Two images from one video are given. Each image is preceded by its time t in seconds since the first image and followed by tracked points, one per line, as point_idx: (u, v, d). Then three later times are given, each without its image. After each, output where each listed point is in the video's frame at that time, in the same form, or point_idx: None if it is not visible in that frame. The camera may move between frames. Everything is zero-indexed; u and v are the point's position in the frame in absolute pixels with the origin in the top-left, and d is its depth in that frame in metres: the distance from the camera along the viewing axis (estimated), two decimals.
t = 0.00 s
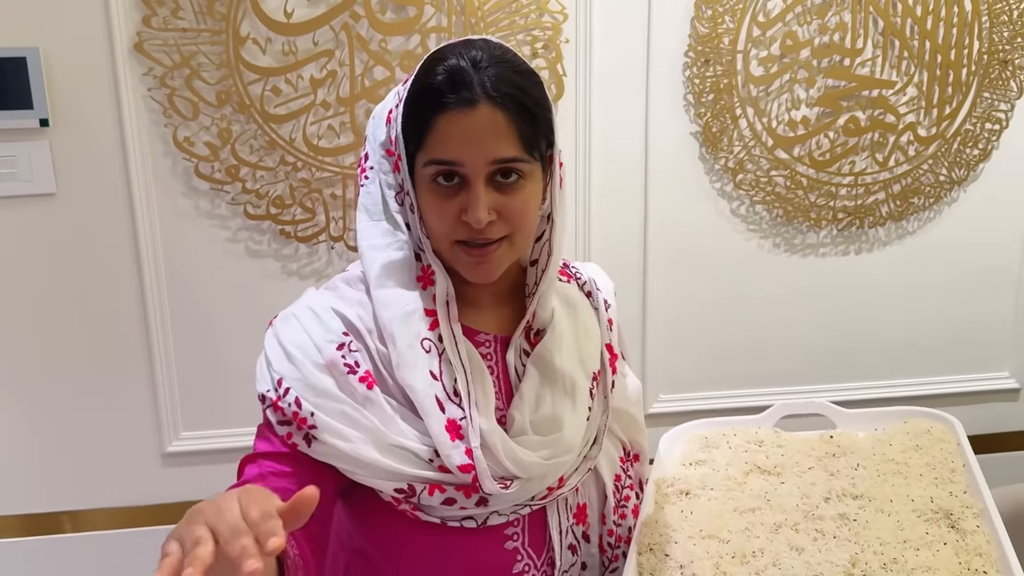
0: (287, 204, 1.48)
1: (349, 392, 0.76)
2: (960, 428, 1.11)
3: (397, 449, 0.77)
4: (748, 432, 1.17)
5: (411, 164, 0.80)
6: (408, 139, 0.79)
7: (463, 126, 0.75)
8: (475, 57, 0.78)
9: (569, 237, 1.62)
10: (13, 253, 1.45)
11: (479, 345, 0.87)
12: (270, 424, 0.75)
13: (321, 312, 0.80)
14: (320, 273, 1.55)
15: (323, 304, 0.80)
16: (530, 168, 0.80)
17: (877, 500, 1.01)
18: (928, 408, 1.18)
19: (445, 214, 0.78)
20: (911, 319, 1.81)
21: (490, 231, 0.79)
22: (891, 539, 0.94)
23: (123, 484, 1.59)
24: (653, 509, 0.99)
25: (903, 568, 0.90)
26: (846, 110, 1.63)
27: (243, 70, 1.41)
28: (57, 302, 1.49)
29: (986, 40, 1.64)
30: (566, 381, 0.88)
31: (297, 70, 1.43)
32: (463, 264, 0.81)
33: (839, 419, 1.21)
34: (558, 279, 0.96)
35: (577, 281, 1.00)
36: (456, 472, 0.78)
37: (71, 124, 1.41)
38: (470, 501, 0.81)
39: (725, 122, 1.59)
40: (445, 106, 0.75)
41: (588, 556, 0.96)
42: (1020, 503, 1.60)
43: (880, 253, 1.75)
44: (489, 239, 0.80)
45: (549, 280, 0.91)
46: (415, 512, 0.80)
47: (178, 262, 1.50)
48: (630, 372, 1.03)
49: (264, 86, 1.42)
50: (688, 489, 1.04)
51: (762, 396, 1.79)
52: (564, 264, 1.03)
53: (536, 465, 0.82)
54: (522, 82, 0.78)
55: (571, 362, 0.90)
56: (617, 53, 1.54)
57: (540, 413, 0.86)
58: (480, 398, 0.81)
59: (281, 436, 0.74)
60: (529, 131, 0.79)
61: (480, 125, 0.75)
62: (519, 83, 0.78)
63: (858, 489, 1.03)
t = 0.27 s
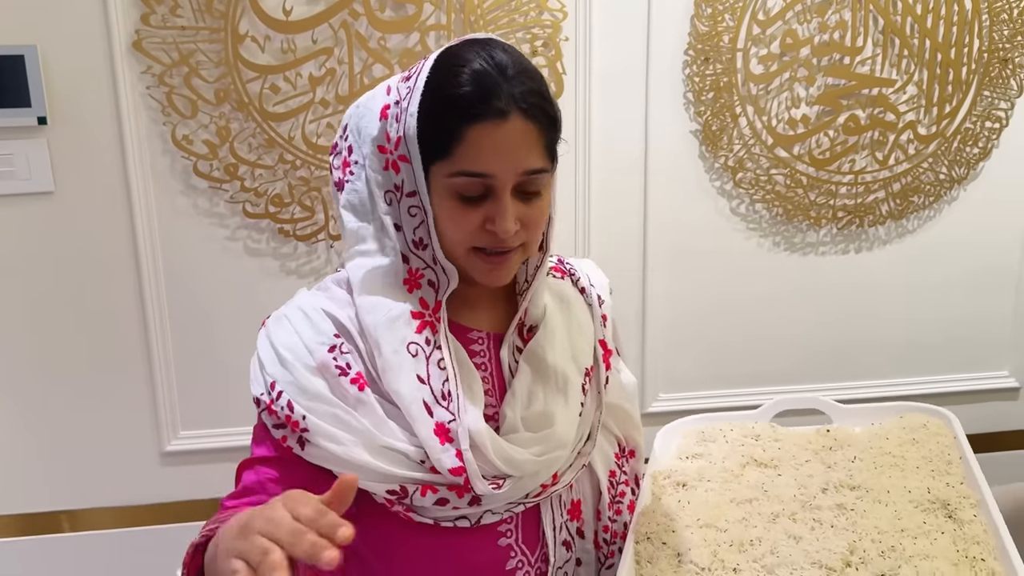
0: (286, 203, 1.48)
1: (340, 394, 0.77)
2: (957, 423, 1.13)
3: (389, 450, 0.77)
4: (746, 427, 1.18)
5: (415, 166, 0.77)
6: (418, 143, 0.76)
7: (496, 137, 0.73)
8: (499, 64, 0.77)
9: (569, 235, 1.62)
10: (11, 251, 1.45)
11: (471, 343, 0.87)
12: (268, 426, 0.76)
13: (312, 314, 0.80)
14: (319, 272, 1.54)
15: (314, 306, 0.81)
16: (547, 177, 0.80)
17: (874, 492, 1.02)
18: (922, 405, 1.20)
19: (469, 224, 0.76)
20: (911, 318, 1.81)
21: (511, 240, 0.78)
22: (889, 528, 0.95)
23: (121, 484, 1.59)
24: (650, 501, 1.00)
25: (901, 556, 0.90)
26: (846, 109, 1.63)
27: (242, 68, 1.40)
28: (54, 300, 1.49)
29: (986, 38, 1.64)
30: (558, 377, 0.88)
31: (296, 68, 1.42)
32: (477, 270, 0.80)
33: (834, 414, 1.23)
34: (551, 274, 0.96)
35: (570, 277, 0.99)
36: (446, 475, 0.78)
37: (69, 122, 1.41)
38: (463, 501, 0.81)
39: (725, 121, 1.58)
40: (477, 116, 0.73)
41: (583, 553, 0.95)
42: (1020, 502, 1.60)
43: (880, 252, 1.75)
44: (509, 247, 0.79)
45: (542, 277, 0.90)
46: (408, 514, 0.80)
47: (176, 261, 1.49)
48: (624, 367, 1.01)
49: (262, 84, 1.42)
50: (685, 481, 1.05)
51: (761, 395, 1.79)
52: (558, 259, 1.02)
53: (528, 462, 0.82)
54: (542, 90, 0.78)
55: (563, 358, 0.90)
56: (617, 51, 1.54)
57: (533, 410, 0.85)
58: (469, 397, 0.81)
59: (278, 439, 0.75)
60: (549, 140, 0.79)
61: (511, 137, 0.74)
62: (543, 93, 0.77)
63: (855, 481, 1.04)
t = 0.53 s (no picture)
0: (285, 204, 1.48)
1: (336, 404, 0.76)
2: (929, 410, 1.14)
3: (387, 458, 0.76)
4: (725, 419, 1.18)
5: (413, 176, 0.77)
6: (418, 154, 0.76)
7: (501, 152, 0.74)
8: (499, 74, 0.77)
9: (568, 236, 1.62)
10: (11, 251, 1.45)
11: (462, 344, 0.87)
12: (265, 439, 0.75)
13: (304, 323, 0.79)
14: (318, 273, 1.55)
15: (304, 315, 0.80)
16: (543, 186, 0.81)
17: (855, 474, 1.04)
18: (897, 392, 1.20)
19: (471, 236, 0.77)
20: (909, 319, 1.81)
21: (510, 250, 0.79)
22: (872, 508, 0.98)
23: (121, 484, 1.59)
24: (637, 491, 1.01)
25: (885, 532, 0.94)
26: (844, 110, 1.63)
27: (241, 69, 1.41)
28: (53, 301, 1.49)
29: (984, 40, 1.64)
30: (549, 374, 0.89)
31: (295, 69, 1.43)
32: (473, 279, 0.81)
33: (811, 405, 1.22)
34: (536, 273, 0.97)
35: (554, 276, 1.00)
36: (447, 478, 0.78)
37: (68, 123, 1.41)
38: (465, 501, 0.80)
39: (723, 122, 1.59)
40: (483, 131, 0.73)
41: (577, 546, 0.96)
42: (1018, 503, 1.60)
43: (878, 252, 1.75)
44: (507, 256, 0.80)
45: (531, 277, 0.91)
46: (409, 519, 0.80)
47: (175, 261, 1.50)
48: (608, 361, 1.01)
49: (262, 85, 1.42)
50: (671, 470, 1.05)
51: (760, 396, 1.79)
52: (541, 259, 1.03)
53: (525, 459, 0.82)
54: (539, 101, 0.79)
55: (553, 355, 0.91)
56: (616, 53, 1.54)
57: (526, 409, 0.86)
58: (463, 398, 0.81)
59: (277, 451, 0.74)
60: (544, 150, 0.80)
61: (516, 151, 0.75)
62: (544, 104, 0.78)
63: (836, 464, 1.06)
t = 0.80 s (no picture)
0: (285, 204, 1.48)
1: (351, 400, 0.77)
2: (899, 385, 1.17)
3: (403, 455, 0.77)
4: (701, 398, 1.18)
5: (385, 170, 0.78)
6: (386, 145, 0.76)
7: (462, 137, 0.74)
8: (466, 63, 0.77)
9: (567, 236, 1.62)
10: (11, 251, 1.45)
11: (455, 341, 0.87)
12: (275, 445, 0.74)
13: (306, 325, 0.79)
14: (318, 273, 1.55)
15: (305, 317, 0.80)
16: (517, 173, 0.81)
17: (837, 454, 1.05)
18: (863, 366, 1.22)
19: (440, 223, 0.77)
20: (908, 319, 1.81)
21: (482, 238, 0.80)
22: (859, 489, 1.00)
23: (121, 484, 1.59)
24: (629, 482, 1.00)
25: (874, 515, 0.96)
26: (843, 110, 1.63)
27: (241, 69, 1.41)
28: (54, 301, 1.49)
29: (983, 40, 1.64)
30: (549, 369, 0.90)
31: (295, 69, 1.43)
32: (449, 270, 0.81)
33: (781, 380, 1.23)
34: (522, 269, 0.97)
35: (538, 271, 1.01)
36: (463, 472, 0.79)
37: (68, 123, 1.41)
38: (479, 499, 0.81)
39: (723, 122, 1.59)
40: (444, 117, 0.74)
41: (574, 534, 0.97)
42: (1017, 503, 1.60)
43: (878, 252, 1.75)
44: (479, 245, 0.80)
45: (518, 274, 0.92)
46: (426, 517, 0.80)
47: (176, 261, 1.50)
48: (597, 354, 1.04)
49: (262, 85, 1.42)
50: (659, 455, 1.05)
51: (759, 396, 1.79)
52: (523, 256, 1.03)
53: (537, 451, 0.84)
54: (509, 88, 0.79)
55: (547, 348, 0.91)
56: (615, 53, 1.54)
57: (531, 403, 0.87)
58: (471, 392, 0.82)
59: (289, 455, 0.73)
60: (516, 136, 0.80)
61: (478, 136, 0.75)
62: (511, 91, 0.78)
63: (818, 444, 1.07)
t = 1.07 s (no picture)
0: (285, 203, 1.48)
1: (368, 389, 0.76)
2: (880, 378, 1.17)
3: (422, 444, 0.77)
4: (688, 392, 1.18)
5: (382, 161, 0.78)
6: (380, 136, 0.77)
7: (448, 123, 0.75)
8: (455, 55, 0.78)
9: (567, 236, 1.62)
10: (11, 250, 1.45)
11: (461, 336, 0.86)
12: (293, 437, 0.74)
13: (317, 317, 0.78)
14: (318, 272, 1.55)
15: (315, 309, 0.79)
16: (507, 164, 0.81)
17: (826, 450, 1.05)
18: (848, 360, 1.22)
19: (431, 211, 0.78)
20: (908, 319, 1.81)
21: (474, 228, 0.80)
22: (850, 486, 0.99)
23: (121, 483, 1.59)
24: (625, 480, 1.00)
25: (867, 512, 0.96)
26: (844, 110, 1.63)
27: (241, 68, 1.41)
28: (54, 300, 1.49)
29: (984, 40, 1.64)
30: (555, 365, 0.90)
31: (296, 68, 1.43)
32: (443, 260, 0.81)
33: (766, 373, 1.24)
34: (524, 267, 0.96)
35: (538, 269, 1.01)
36: (481, 462, 0.79)
37: (68, 122, 1.41)
38: (494, 493, 0.81)
39: (723, 122, 1.59)
40: (430, 102, 0.74)
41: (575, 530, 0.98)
42: (1017, 503, 1.60)
43: (878, 253, 1.75)
44: (473, 235, 0.80)
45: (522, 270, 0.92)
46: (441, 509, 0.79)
47: (176, 260, 1.50)
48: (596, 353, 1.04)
49: (262, 84, 1.42)
50: (652, 452, 1.05)
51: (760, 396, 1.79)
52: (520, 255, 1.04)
53: (550, 446, 0.84)
54: (501, 79, 0.79)
55: (552, 346, 0.91)
56: (615, 53, 1.54)
57: (541, 399, 0.87)
58: (487, 383, 0.82)
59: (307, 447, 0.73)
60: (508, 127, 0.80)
61: (465, 121, 0.75)
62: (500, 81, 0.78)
63: (806, 440, 1.07)
